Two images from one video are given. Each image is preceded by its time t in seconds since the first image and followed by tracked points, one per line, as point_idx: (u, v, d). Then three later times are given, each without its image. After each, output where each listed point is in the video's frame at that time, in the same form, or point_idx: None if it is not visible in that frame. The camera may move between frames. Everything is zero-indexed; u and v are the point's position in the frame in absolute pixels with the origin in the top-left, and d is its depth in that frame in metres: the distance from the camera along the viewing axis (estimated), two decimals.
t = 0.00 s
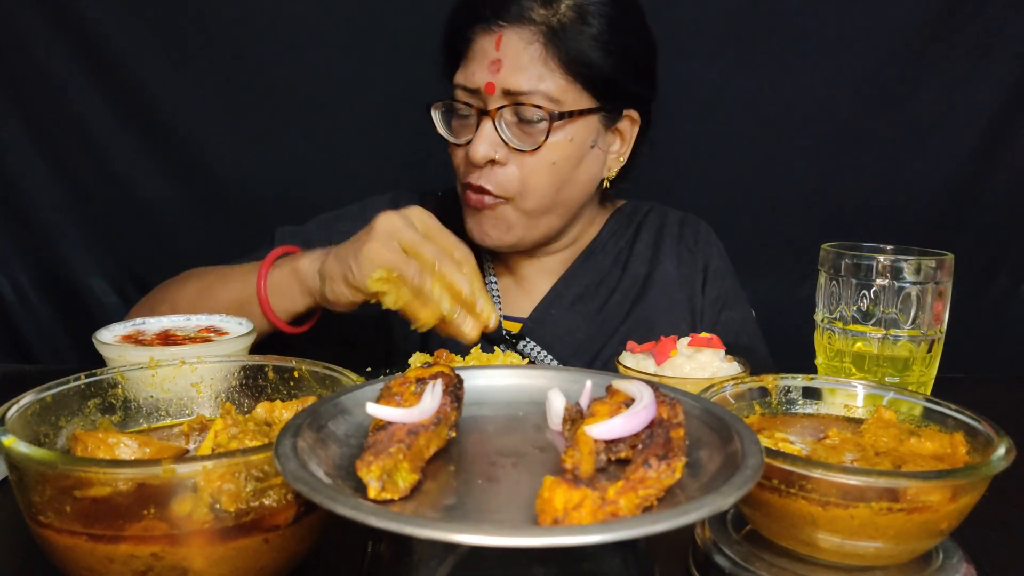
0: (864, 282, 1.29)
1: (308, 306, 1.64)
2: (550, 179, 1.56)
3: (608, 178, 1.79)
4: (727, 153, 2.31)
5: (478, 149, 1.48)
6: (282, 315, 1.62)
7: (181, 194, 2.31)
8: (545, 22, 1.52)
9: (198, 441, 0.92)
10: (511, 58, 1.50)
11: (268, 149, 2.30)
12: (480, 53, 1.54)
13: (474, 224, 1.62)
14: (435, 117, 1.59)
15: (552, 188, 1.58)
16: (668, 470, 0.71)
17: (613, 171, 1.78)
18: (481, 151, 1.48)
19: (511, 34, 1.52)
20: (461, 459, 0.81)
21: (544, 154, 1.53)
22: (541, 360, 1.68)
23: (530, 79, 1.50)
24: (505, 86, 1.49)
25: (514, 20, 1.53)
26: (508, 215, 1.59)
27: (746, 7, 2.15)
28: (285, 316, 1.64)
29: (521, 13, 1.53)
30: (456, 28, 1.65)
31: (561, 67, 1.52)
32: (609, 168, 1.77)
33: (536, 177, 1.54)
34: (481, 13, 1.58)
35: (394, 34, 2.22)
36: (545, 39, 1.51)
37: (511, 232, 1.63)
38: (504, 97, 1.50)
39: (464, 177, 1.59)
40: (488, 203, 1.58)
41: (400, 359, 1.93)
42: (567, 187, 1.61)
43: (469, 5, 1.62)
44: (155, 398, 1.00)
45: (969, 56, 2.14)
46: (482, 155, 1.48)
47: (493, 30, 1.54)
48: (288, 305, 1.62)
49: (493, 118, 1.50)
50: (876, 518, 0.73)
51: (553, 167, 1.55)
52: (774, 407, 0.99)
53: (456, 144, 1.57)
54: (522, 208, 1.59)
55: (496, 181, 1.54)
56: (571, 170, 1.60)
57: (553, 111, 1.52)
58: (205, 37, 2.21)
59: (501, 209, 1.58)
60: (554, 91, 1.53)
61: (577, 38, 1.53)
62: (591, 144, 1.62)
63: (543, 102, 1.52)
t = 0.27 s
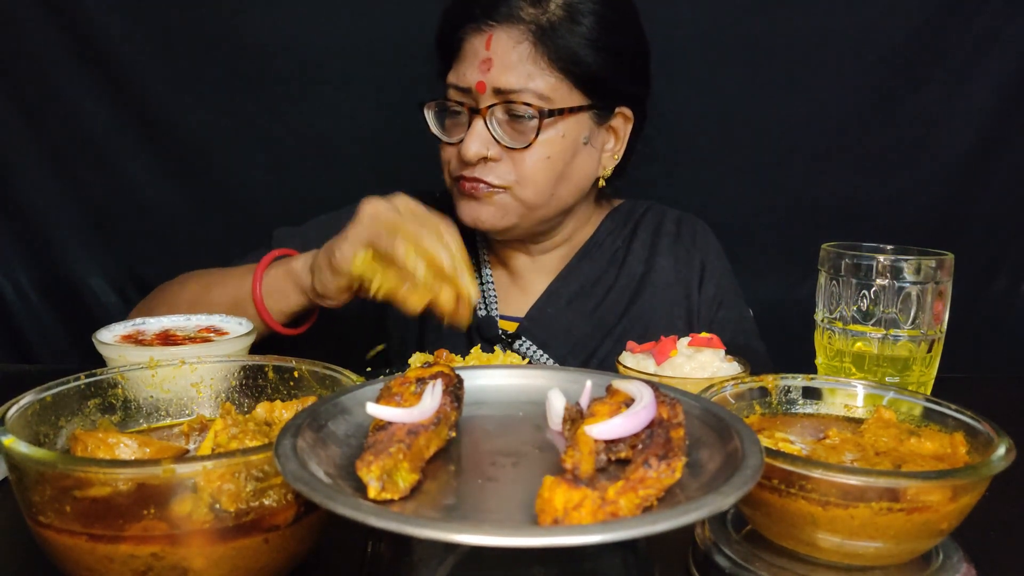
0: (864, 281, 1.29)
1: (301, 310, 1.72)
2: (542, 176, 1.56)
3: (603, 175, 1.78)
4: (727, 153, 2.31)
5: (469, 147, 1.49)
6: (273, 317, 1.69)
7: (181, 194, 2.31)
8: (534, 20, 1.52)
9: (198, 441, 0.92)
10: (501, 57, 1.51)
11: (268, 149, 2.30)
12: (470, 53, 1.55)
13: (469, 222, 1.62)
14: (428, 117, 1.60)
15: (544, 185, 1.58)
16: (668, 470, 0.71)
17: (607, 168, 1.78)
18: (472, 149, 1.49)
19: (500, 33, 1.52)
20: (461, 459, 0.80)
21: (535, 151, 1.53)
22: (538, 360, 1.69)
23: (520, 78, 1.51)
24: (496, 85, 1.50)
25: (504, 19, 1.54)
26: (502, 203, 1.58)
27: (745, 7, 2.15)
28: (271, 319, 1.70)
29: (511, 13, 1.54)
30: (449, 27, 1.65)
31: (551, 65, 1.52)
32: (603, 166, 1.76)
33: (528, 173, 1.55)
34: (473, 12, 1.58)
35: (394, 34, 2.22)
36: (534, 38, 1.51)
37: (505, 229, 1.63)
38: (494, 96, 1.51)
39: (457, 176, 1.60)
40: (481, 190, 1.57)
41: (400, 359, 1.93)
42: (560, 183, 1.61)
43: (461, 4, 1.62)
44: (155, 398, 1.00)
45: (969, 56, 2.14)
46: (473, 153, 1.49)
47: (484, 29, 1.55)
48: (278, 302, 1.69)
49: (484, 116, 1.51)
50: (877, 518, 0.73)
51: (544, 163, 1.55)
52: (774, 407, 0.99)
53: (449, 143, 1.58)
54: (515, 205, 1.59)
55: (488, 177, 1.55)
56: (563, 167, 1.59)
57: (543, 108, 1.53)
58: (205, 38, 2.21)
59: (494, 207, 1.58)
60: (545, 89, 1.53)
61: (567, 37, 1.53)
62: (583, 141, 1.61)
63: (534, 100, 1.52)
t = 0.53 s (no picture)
0: (864, 281, 1.29)
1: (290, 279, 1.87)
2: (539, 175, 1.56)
3: (602, 175, 1.78)
4: (727, 153, 2.31)
5: (467, 146, 1.49)
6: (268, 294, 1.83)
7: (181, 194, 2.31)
8: (532, 20, 1.52)
9: (198, 441, 0.92)
10: (499, 56, 1.51)
11: (268, 148, 2.30)
12: (468, 52, 1.55)
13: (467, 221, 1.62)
14: (426, 116, 1.60)
15: (541, 185, 1.58)
16: (668, 470, 0.71)
17: (606, 168, 1.77)
18: (470, 148, 1.49)
19: (498, 32, 1.53)
20: (461, 459, 0.80)
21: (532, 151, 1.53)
22: (539, 359, 1.70)
23: (518, 76, 1.51)
24: (494, 83, 1.50)
25: (502, 18, 1.54)
26: (501, 211, 1.59)
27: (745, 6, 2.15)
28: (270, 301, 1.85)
29: (509, 12, 1.54)
30: (448, 24, 1.65)
31: (549, 64, 1.52)
32: (602, 166, 1.76)
33: (526, 173, 1.55)
34: (471, 10, 1.58)
35: (394, 33, 2.23)
36: (532, 37, 1.52)
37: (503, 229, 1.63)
38: (492, 94, 1.51)
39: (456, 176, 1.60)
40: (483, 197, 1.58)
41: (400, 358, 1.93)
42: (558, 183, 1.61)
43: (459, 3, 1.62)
44: (155, 397, 1.00)
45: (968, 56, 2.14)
46: (471, 152, 1.49)
47: (482, 28, 1.55)
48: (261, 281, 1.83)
49: (481, 115, 1.51)
50: (877, 518, 0.73)
51: (542, 164, 1.56)
52: (774, 406, 0.99)
53: (447, 142, 1.58)
54: (514, 205, 1.59)
55: (485, 177, 1.55)
56: (561, 167, 1.59)
57: (541, 108, 1.53)
58: (205, 37, 2.21)
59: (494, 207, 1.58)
60: (543, 89, 1.53)
61: (566, 36, 1.53)
62: (581, 141, 1.61)
63: (531, 99, 1.52)
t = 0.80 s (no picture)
0: (864, 281, 1.29)
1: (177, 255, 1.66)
2: (545, 177, 1.56)
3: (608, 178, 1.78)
4: (726, 153, 2.31)
5: (474, 146, 1.50)
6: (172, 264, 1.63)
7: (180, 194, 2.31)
8: (543, 22, 1.52)
9: (198, 441, 0.92)
10: (509, 57, 1.51)
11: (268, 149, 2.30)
12: (479, 51, 1.55)
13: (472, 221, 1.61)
14: (435, 113, 1.61)
15: (548, 186, 1.58)
16: (668, 470, 0.71)
17: (613, 172, 1.78)
18: (477, 148, 1.50)
19: (509, 33, 1.53)
20: (461, 459, 0.80)
21: (539, 152, 1.54)
22: (542, 358, 1.70)
23: (527, 78, 1.51)
24: (503, 84, 1.50)
25: (513, 20, 1.54)
26: (508, 212, 1.59)
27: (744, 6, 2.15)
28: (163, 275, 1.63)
29: (521, 13, 1.54)
30: (458, 22, 1.65)
31: (559, 67, 1.53)
32: (608, 169, 1.76)
33: (532, 175, 1.55)
34: (482, 10, 1.58)
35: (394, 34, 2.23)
36: (543, 39, 1.52)
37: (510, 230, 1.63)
38: (501, 95, 1.51)
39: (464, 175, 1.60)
40: (486, 189, 1.57)
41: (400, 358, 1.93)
42: (564, 185, 1.61)
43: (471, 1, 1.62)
44: (155, 398, 1.00)
45: (968, 56, 2.14)
46: (478, 152, 1.50)
47: (493, 29, 1.55)
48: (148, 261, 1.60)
49: (489, 115, 1.51)
50: (877, 518, 0.73)
51: (549, 165, 1.55)
52: (774, 407, 0.99)
53: (454, 141, 1.59)
54: (521, 206, 1.59)
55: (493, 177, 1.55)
56: (569, 170, 1.59)
57: (550, 110, 1.53)
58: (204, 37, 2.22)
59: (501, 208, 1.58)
60: (552, 90, 1.53)
61: (575, 38, 1.52)
62: (589, 143, 1.61)
63: (540, 101, 1.52)
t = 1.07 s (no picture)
0: (864, 281, 1.29)
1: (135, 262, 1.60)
2: (542, 176, 1.56)
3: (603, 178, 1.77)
4: (726, 153, 2.31)
5: (468, 145, 1.50)
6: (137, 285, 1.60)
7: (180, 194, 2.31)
8: (537, 21, 1.52)
9: (198, 442, 0.92)
10: (503, 56, 1.51)
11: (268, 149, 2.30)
12: (473, 51, 1.55)
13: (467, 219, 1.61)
14: (429, 113, 1.61)
15: (542, 185, 1.58)
16: (668, 470, 0.71)
17: (608, 172, 1.77)
18: (471, 148, 1.50)
19: (503, 32, 1.53)
20: (461, 459, 0.80)
21: (533, 151, 1.54)
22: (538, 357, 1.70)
23: (520, 77, 1.51)
24: (496, 84, 1.51)
25: (507, 19, 1.54)
26: (503, 211, 1.59)
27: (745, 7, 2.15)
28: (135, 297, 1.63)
29: (515, 13, 1.54)
30: (453, 21, 1.65)
31: (553, 66, 1.53)
32: (604, 168, 1.76)
33: (528, 173, 1.55)
34: (477, 9, 1.59)
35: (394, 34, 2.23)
36: (536, 38, 1.52)
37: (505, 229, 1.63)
38: (495, 94, 1.52)
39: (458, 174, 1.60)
40: (476, 186, 1.57)
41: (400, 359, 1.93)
42: (559, 183, 1.61)
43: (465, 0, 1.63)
44: (155, 398, 1.00)
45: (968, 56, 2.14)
46: (472, 151, 1.50)
47: (487, 28, 1.55)
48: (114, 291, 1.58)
49: (483, 115, 1.52)
50: (877, 518, 0.73)
51: (544, 164, 1.55)
52: (774, 407, 0.99)
53: (448, 140, 1.59)
54: (516, 206, 1.59)
55: (488, 177, 1.55)
56: (563, 168, 1.59)
57: (544, 109, 1.53)
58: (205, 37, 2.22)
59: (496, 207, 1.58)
60: (546, 90, 1.53)
61: (569, 37, 1.52)
62: (583, 142, 1.61)
63: (534, 100, 1.52)
